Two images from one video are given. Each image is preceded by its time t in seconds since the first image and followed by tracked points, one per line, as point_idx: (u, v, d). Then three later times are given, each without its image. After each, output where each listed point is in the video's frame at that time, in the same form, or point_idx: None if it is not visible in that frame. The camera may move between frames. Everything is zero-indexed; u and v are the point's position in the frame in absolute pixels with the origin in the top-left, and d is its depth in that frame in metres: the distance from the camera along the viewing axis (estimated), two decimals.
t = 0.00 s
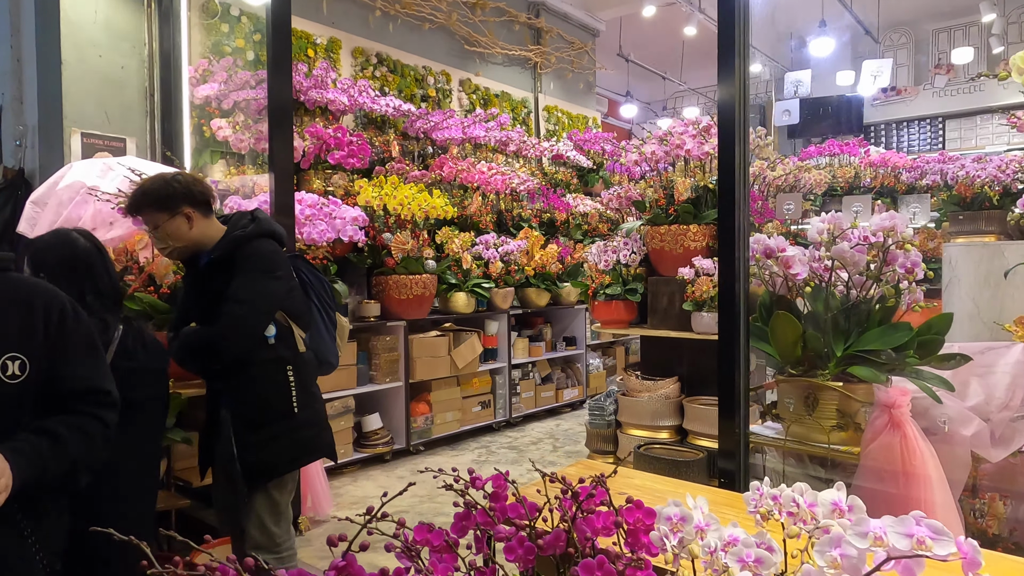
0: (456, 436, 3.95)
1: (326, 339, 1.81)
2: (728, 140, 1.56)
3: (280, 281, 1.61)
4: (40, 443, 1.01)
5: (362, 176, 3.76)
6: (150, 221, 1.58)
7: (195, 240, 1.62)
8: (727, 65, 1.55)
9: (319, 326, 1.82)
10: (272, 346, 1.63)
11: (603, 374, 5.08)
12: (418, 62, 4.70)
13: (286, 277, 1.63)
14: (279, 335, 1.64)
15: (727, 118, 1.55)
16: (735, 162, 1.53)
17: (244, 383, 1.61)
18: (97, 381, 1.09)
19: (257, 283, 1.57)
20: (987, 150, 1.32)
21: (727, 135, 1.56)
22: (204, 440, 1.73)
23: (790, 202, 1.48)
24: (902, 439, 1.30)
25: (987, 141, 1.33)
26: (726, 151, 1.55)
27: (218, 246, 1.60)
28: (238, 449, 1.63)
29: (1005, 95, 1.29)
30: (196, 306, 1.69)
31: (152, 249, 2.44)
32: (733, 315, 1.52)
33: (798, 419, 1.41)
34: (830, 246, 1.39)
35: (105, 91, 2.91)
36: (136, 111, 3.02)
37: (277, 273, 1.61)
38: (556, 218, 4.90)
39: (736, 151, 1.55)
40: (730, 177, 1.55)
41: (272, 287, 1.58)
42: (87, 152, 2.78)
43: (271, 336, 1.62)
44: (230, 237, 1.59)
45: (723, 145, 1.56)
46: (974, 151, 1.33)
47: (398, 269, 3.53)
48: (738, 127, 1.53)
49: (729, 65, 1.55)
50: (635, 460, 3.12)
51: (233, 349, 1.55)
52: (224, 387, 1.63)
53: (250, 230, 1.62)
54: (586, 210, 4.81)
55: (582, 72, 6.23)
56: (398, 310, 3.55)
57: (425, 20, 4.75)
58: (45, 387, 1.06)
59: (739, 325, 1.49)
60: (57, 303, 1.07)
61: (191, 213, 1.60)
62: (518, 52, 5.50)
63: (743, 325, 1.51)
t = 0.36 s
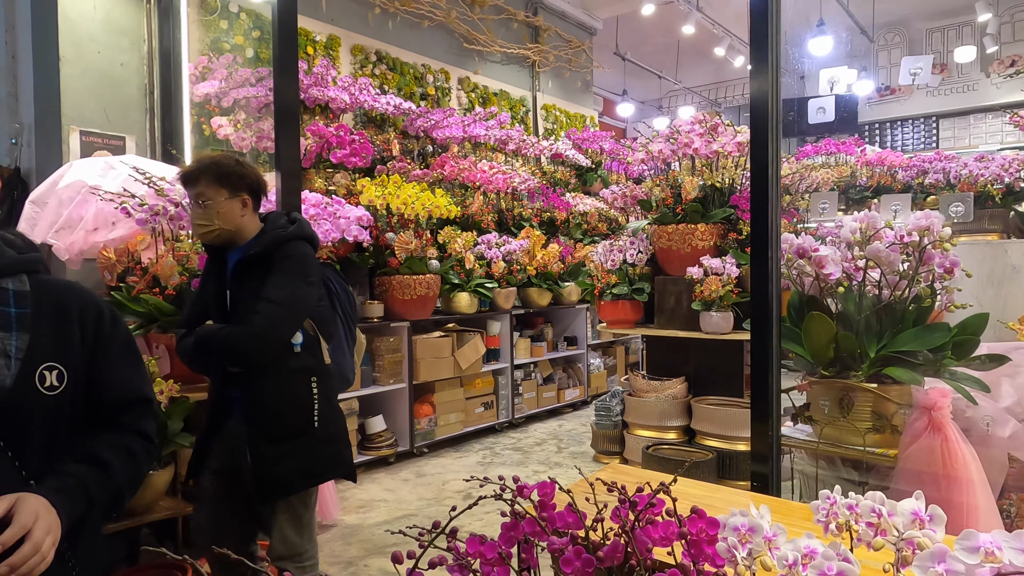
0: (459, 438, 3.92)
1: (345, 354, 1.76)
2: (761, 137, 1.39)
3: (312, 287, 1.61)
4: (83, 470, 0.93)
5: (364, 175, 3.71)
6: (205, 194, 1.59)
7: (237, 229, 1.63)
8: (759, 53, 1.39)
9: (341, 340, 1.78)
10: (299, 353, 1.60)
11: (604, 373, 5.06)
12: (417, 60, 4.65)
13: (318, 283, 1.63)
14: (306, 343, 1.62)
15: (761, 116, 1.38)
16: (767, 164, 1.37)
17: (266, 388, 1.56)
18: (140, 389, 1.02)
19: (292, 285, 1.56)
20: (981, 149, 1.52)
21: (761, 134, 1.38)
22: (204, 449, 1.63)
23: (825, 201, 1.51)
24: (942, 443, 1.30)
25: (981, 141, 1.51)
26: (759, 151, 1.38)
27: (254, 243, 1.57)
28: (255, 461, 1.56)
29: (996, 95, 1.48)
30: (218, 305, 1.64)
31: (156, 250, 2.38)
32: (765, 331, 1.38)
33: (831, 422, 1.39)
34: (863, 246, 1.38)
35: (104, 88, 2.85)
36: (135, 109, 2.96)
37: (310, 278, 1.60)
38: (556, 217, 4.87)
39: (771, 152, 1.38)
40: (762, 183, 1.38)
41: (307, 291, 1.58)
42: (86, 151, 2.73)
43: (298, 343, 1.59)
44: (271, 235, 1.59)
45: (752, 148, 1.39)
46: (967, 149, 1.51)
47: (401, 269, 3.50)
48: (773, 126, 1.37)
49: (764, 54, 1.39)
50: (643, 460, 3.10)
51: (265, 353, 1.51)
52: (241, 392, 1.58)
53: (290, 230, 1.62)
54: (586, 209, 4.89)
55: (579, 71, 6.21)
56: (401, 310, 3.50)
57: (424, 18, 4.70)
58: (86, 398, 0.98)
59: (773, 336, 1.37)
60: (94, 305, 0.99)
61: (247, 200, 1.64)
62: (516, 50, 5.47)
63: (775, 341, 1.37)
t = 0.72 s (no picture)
0: (454, 438, 3.87)
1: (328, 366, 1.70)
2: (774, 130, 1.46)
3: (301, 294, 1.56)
4: (21, 510, 0.82)
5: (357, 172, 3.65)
6: (186, 190, 1.53)
7: (222, 227, 1.57)
8: (774, 52, 1.45)
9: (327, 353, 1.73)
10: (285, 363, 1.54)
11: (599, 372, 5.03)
12: (410, 56, 4.60)
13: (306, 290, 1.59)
14: (293, 352, 1.57)
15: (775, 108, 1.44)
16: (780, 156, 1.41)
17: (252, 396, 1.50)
18: (105, 411, 0.89)
19: (283, 290, 1.50)
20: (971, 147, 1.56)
21: (773, 126, 1.45)
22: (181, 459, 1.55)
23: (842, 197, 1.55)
24: (964, 445, 1.26)
25: (971, 138, 1.56)
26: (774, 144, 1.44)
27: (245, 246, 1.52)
28: (236, 476, 1.48)
29: (986, 93, 1.52)
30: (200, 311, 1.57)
31: (146, 248, 2.32)
32: (779, 323, 1.38)
33: (845, 424, 1.36)
34: (879, 243, 1.34)
35: (92, 83, 2.77)
36: (125, 104, 2.88)
37: (300, 284, 1.56)
38: (551, 215, 4.84)
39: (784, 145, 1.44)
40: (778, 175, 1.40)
41: (297, 298, 1.53)
42: (73, 147, 2.64)
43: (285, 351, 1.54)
44: (261, 238, 1.54)
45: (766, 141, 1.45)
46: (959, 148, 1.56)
47: (396, 269, 3.45)
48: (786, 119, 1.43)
49: (777, 50, 1.45)
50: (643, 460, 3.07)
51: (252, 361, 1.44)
52: (224, 404, 1.51)
53: (280, 236, 1.57)
54: (581, 207, 5.00)
55: (572, 68, 6.17)
56: (396, 309, 3.45)
57: (417, 14, 4.65)
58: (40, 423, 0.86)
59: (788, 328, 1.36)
60: (55, 314, 0.88)
61: (233, 197, 1.58)
62: (510, 47, 5.42)
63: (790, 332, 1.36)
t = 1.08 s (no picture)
0: (444, 442, 3.81)
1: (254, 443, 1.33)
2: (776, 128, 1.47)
3: (206, 356, 1.21)
4: None
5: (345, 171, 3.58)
6: (95, 231, 1.25)
7: (130, 276, 1.28)
8: (775, 48, 1.45)
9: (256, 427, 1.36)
10: (178, 437, 1.21)
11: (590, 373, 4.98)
12: (398, 53, 4.53)
13: (218, 350, 1.23)
14: (191, 425, 1.22)
15: (777, 106, 1.44)
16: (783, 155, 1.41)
17: (131, 476, 1.20)
18: None
19: (174, 351, 1.17)
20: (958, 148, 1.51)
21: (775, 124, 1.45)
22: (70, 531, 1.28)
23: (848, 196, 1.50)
24: (973, 452, 1.21)
25: (958, 138, 1.51)
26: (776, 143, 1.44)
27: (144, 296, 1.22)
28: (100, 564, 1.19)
29: (977, 93, 1.47)
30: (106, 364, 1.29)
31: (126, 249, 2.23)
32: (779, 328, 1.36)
33: (849, 430, 1.32)
34: (883, 244, 1.29)
35: (70, 79, 2.69)
36: (104, 101, 2.81)
37: (206, 345, 1.21)
38: (541, 215, 4.79)
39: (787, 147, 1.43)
40: (777, 172, 1.42)
41: (196, 361, 1.19)
42: (50, 145, 2.57)
43: (178, 424, 1.20)
44: (165, 290, 1.23)
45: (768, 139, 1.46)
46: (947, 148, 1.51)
47: (385, 269, 3.39)
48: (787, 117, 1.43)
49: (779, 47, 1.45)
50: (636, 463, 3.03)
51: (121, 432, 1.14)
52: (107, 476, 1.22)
53: (191, 285, 1.25)
54: (571, 207, 4.95)
55: (563, 66, 6.13)
56: (384, 310, 3.39)
57: (406, 10, 4.58)
58: None
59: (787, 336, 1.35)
60: None
61: (151, 245, 1.28)
62: (499, 44, 5.37)
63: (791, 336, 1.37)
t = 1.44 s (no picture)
0: (434, 444, 3.75)
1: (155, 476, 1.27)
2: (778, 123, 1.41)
3: (89, 385, 1.14)
4: None
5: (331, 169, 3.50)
6: None
7: (5, 286, 1.22)
8: (780, 39, 1.39)
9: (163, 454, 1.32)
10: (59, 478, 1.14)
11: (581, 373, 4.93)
12: (386, 49, 4.46)
13: (104, 379, 1.16)
14: (73, 465, 1.15)
15: (779, 100, 1.39)
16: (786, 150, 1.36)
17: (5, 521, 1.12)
18: None
19: (47, 383, 1.09)
20: (947, 145, 1.50)
21: (778, 118, 1.39)
22: None
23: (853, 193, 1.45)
24: (984, 459, 1.19)
25: (949, 135, 1.49)
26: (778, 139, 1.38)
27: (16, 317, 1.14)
28: None
29: (965, 92, 1.39)
30: None
31: (104, 249, 2.12)
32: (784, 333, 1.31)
33: (854, 435, 1.27)
34: (890, 243, 1.25)
35: (45, 73, 2.61)
36: (82, 96, 2.72)
37: (92, 372, 1.14)
38: (532, 213, 4.73)
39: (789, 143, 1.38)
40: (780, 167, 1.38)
41: (77, 393, 1.12)
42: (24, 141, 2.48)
43: (58, 464, 1.14)
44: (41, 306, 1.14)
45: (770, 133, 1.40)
46: (936, 146, 1.52)
47: (373, 268, 3.32)
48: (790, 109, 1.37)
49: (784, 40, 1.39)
50: (629, 465, 2.99)
51: None
52: None
53: (69, 303, 1.16)
54: (561, 205, 4.89)
55: (552, 64, 6.08)
56: (373, 311, 3.33)
57: (394, 5, 4.51)
58: None
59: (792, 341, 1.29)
60: None
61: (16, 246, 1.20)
62: (488, 41, 5.30)
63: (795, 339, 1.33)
